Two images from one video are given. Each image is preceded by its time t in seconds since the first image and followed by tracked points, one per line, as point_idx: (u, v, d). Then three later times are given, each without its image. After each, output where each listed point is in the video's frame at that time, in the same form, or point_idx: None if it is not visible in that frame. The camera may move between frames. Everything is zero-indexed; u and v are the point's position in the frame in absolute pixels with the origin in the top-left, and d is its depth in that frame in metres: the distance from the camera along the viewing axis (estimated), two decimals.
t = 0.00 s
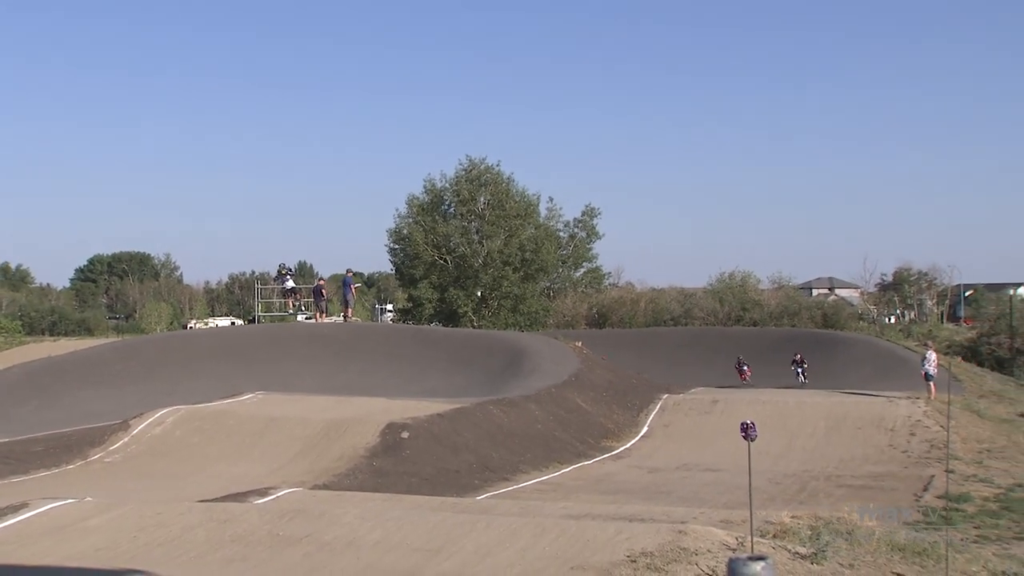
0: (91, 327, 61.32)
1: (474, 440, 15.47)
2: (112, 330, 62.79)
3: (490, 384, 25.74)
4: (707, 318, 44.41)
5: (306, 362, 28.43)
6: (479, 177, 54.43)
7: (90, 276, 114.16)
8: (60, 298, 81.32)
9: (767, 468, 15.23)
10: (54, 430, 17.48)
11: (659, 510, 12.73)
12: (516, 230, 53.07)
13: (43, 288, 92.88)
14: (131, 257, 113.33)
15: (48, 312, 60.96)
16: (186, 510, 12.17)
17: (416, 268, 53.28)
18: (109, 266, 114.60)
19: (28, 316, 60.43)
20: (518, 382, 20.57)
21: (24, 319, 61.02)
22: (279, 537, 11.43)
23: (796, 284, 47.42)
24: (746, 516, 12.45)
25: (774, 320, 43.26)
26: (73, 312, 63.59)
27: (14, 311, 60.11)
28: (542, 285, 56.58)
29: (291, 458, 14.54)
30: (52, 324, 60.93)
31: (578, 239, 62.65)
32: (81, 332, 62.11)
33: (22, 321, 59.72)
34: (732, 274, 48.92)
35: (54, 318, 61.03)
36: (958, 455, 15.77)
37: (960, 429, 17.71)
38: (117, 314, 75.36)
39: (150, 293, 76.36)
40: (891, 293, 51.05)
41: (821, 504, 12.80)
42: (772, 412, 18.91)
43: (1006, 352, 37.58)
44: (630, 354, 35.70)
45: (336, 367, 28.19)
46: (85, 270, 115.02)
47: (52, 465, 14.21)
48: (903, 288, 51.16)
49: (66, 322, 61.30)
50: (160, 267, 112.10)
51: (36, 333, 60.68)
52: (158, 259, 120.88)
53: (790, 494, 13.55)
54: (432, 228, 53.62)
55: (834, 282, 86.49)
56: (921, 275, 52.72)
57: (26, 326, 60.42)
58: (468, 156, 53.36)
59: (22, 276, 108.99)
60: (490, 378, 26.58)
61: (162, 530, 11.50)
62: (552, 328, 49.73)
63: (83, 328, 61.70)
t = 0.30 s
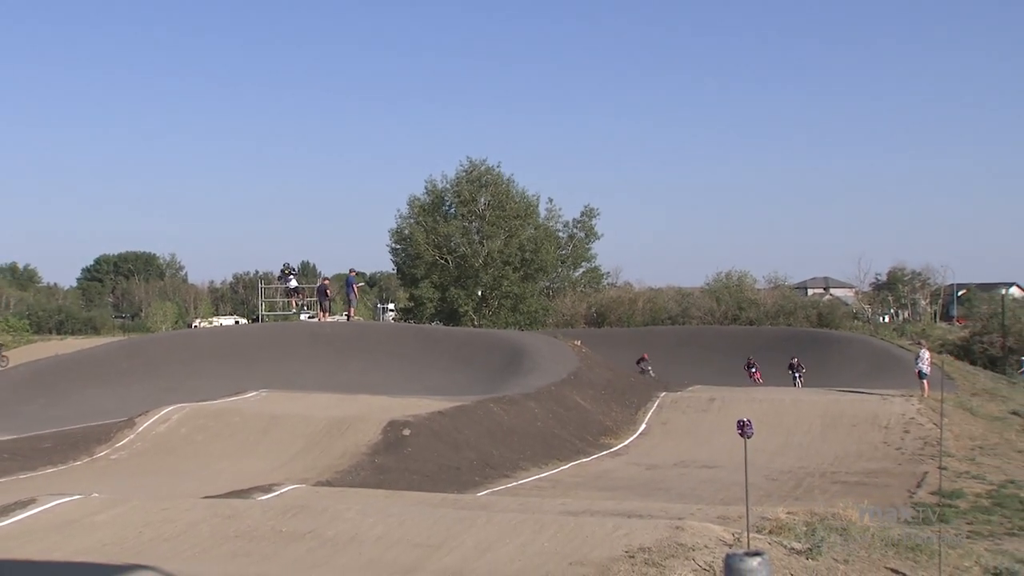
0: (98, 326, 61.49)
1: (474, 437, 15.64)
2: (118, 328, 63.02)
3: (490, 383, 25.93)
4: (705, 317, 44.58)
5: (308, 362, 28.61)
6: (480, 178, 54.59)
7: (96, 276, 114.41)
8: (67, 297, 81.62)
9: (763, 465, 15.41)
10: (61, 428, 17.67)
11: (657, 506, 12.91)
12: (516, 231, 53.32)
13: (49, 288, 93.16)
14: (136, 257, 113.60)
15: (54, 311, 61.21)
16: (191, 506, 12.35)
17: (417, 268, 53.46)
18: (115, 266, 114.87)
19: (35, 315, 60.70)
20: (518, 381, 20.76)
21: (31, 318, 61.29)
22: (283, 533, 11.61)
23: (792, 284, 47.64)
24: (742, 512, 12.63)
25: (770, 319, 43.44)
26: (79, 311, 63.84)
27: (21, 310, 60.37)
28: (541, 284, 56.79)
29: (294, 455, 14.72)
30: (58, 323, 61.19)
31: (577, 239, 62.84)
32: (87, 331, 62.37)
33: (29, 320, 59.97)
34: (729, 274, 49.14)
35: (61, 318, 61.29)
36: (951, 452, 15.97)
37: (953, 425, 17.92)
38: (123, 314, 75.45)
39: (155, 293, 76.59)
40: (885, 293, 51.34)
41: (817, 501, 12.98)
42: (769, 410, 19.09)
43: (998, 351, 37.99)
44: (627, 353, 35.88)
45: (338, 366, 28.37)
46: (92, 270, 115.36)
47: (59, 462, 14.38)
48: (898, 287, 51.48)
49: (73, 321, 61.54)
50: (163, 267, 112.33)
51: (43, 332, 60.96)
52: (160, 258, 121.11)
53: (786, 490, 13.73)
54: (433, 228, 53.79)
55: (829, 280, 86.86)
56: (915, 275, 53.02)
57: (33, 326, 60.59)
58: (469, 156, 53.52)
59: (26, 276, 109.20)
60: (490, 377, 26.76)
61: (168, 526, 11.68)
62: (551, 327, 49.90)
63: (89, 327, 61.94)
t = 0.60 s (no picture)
0: (105, 323, 61.68)
1: (475, 433, 15.79)
2: (124, 326, 63.18)
3: (490, 380, 26.10)
4: (703, 316, 44.71)
5: (310, 359, 28.77)
6: (481, 178, 54.79)
7: (103, 274, 114.80)
8: (75, 294, 82.00)
9: (761, 461, 15.58)
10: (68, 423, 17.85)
11: (656, 501, 13.09)
12: (517, 230, 53.62)
13: (55, 286, 93.49)
14: (142, 256, 113.96)
15: (61, 308, 61.38)
16: (196, 501, 12.53)
17: (419, 266, 53.65)
18: (121, 265, 115.20)
19: (42, 313, 60.90)
20: (519, 378, 20.91)
21: (39, 316, 61.49)
22: (287, 527, 11.80)
23: (789, 282, 47.85)
24: (739, 507, 12.81)
25: (767, 317, 43.60)
26: (86, 308, 63.97)
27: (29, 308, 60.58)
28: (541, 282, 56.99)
29: (297, 451, 14.89)
30: (66, 320, 61.36)
31: (577, 238, 63.04)
32: (94, 329, 62.47)
33: (37, 318, 60.18)
34: (727, 272, 49.35)
35: (68, 315, 61.46)
36: (945, 448, 16.15)
37: (947, 422, 18.10)
38: (129, 311, 75.64)
39: (160, 291, 76.85)
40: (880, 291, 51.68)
41: (813, 496, 13.16)
42: (766, 406, 19.25)
43: (991, 349, 38.27)
44: (626, 351, 36.06)
45: (340, 363, 28.53)
46: (98, 269, 115.94)
47: (67, 457, 14.56)
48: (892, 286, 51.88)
49: (79, 319, 61.68)
50: (168, 266, 112.71)
51: (50, 330, 61.16)
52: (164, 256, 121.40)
53: (782, 486, 13.90)
54: (435, 226, 53.94)
55: (825, 280, 87.25)
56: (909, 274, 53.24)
57: (40, 323, 60.81)
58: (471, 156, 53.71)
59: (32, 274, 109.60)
60: (490, 374, 26.93)
61: (173, 520, 11.86)
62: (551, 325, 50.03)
63: (96, 324, 62.06)
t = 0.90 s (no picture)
0: (111, 318, 61.66)
1: (477, 427, 15.91)
2: (130, 320, 63.14)
3: (491, 375, 26.25)
4: (701, 310, 44.88)
5: (313, 353, 28.90)
6: (483, 174, 55.26)
7: (108, 270, 115.11)
8: (80, 290, 82.18)
9: (759, 455, 15.73)
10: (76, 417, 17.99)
11: (655, 494, 13.23)
12: (517, 226, 53.91)
13: (61, 282, 93.71)
14: (147, 251, 114.22)
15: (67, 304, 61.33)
16: (200, 494, 12.66)
17: (421, 261, 53.86)
18: (126, 261, 115.53)
19: (48, 308, 60.94)
20: (519, 372, 21.05)
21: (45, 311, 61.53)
22: (290, 520, 11.95)
23: (787, 278, 48.01)
24: (738, 500, 12.95)
25: (766, 312, 43.77)
26: (92, 303, 63.93)
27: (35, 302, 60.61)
28: (542, 278, 57.21)
29: (301, 445, 15.01)
30: (71, 315, 61.27)
31: (578, 234, 63.19)
32: (100, 324, 62.39)
33: (43, 313, 60.19)
34: (726, 268, 49.56)
35: (73, 310, 61.40)
36: (941, 442, 16.30)
37: (943, 415, 18.24)
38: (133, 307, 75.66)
39: (165, 287, 77.05)
40: (877, 286, 52.02)
41: (811, 489, 13.31)
42: (764, 400, 19.39)
43: (988, 343, 38.37)
44: (625, 345, 36.20)
45: (343, 357, 28.67)
46: (104, 264, 116.26)
47: (73, 450, 14.69)
48: (889, 281, 52.32)
49: (85, 314, 61.57)
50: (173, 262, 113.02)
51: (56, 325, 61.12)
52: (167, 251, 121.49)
53: (780, 479, 14.04)
54: (436, 222, 54.10)
55: (823, 276, 87.51)
56: (906, 270, 53.76)
57: (47, 318, 60.93)
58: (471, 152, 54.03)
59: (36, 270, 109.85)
60: (491, 369, 27.07)
61: (178, 513, 12.00)
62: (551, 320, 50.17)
63: (102, 319, 61.92)
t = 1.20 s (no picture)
0: (117, 311, 61.43)
1: (479, 419, 15.99)
2: (135, 313, 63.55)
3: (493, 368, 26.34)
4: (702, 303, 44.95)
5: (316, 346, 28.99)
6: (485, 168, 55.06)
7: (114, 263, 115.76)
8: (86, 283, 82.70)
9: (759, 446, 15.82)
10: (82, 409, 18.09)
11: (656, 485, 13.32)
12: (520, 219, 54.01)
13: (67, 275, 94.28)
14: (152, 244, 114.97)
15: (73, 297, 61.95)
16: (205, 485, 12.76)
17: (423, 255, 53.85)
18: (131, 254, 116.19)
19: (54, 301, 61.51)
20: (522, 365, 21.13)
21: (52, 303, 62.09)
22: (294, 511, 12.06)
23: (788, 271, 48.07)
24: (738, 491, 13.04)
25: (766, 305, 43.82)
26: (98, 296, 64.42)
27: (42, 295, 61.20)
28: (545, 271, 57.36)
29: (304, 437, 15.09)
30: (77, 308, 61.88)
31: (579, 228, 63.29)
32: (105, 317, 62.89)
33: (49, 305, 60.73)
34: (727, 261, 49.64)
35: (79, 303, 61.99)
36: (941, 434, 16.39)
37: (942, 408, 18.33)
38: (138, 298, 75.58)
39: (170, 279, 77.30)
40: (877, 279, 52.16)
41: (811, 481, 13.40)
42: (765, 393, 19.47)
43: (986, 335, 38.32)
44: (627, 338, 36.28)
45: (346, 350, 28.76)
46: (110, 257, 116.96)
47: (79, 442, 14.78)
48: (889, 275, 52.43)
49: (91, 307, 62.08)
50: (179, 254, 113.57)
51: (62, 317, 61.72)
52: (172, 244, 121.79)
53: (780, 470, 14.14)
54: (439, 216, 54.07)
55: (822, 270, 87.75)
56: (906, 263, 53.90)
57: (53, 311, 61.52)
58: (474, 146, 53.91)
59: (41, 264, 110.29)
60: (493, 362, 27.17)
61: (183, 504, 12.10)
62: (553, 313, 50.32)
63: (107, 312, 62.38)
